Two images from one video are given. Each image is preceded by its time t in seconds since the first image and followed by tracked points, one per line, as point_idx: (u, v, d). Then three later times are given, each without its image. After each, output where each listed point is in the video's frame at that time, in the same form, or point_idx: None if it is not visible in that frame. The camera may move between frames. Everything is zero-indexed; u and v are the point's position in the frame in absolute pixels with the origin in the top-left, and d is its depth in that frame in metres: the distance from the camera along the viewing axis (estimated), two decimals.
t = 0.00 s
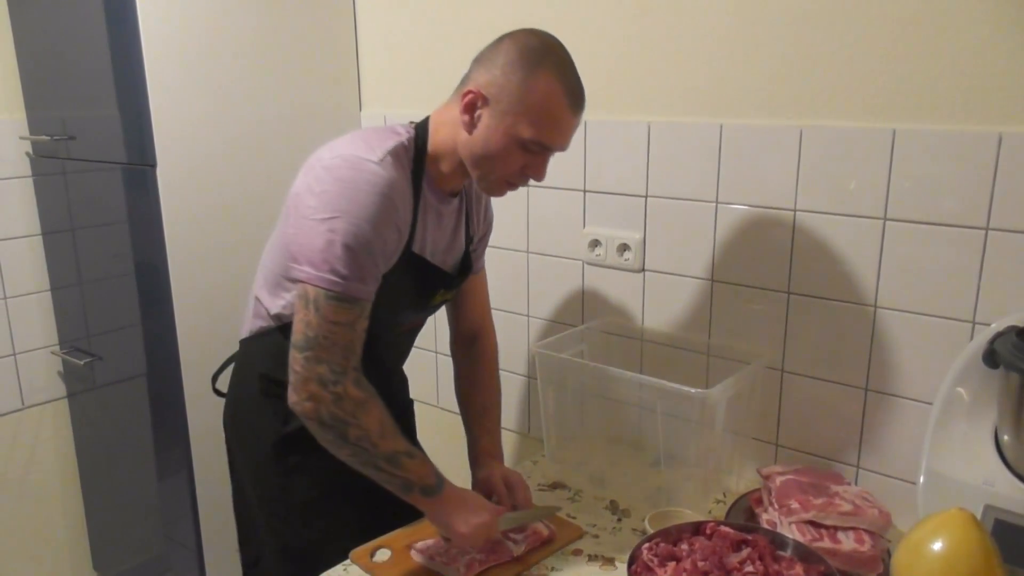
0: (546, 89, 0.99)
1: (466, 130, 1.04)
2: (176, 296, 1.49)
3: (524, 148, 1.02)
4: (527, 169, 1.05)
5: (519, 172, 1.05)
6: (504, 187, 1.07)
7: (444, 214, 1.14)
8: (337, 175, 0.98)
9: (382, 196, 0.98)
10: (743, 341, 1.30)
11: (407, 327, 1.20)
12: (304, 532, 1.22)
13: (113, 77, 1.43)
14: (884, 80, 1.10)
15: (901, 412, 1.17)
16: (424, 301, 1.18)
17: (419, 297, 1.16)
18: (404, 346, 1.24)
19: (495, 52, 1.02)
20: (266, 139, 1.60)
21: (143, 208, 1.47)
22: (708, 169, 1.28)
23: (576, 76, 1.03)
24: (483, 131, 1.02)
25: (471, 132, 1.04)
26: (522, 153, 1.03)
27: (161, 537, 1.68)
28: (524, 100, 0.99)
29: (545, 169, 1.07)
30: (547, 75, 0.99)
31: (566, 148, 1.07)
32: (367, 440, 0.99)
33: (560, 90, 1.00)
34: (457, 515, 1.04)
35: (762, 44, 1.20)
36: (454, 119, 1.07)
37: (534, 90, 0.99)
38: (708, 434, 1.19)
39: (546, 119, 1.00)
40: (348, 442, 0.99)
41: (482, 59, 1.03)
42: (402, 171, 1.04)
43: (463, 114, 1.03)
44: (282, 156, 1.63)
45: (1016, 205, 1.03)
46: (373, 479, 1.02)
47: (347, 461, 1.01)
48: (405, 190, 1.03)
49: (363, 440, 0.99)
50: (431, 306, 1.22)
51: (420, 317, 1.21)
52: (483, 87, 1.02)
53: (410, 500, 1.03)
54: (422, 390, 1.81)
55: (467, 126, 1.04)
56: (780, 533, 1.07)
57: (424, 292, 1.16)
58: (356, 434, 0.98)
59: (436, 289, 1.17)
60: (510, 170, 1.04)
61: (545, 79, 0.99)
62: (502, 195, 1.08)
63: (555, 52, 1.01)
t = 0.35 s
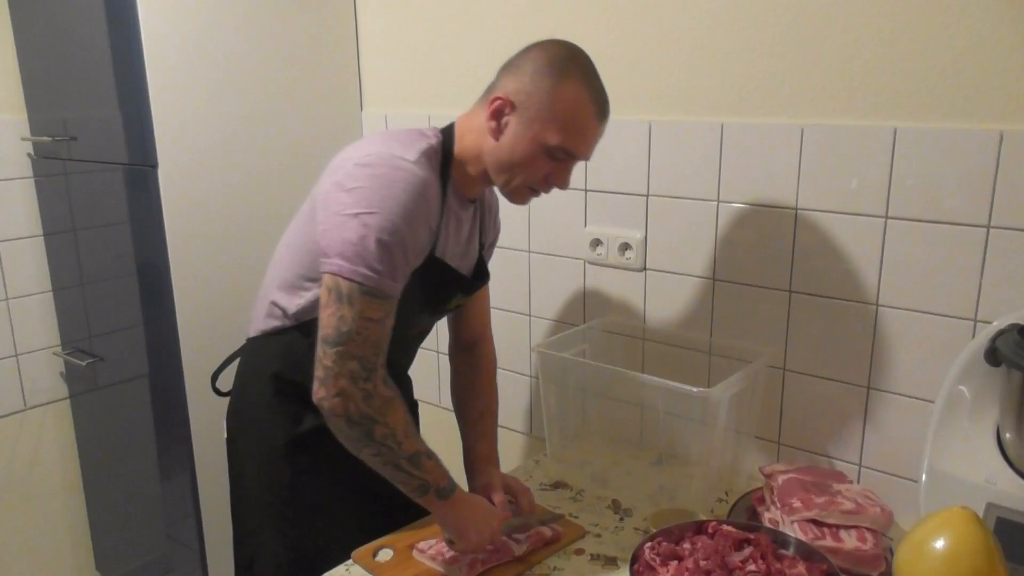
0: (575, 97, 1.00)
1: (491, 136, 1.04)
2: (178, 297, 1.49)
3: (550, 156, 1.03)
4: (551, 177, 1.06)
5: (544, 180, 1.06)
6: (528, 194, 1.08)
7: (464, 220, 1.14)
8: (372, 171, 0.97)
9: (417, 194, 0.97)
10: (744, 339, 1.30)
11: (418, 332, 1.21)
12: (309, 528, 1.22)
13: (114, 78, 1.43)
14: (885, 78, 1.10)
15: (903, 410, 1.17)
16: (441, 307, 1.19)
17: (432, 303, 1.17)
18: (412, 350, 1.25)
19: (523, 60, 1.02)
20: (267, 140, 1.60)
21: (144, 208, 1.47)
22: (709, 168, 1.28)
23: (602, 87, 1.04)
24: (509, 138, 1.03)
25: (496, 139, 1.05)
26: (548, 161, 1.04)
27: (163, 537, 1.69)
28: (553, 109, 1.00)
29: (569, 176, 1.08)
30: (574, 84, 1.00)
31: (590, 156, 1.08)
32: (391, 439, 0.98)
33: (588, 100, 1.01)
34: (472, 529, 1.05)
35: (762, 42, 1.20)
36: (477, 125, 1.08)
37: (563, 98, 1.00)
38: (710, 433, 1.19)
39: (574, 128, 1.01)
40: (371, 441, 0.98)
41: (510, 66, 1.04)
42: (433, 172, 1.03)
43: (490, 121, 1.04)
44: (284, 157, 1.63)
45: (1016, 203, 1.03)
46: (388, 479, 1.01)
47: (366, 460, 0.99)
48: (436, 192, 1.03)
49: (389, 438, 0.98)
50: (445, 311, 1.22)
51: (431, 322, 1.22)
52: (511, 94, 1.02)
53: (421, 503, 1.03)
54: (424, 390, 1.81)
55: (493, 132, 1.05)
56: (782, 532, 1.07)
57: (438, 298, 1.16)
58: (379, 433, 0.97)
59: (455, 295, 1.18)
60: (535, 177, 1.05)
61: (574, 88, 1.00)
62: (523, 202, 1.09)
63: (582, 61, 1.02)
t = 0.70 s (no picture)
0: (595, 107, 1.03)
1: (509, 140, 1.07)
2: (180, 297, 1.49)
3: (566, 163, 1.06)
4: (565, 185, 1.09)
5: (557, 187, 1.09)
6: (541, 200, 1.11)
7: (481, 225, 1.15)
8: (400, 163, 0.99)
9: (440, 189, 0.99)
10: (747, 339, 1.30)
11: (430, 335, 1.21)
12: (315, 528, 1.22)
13: (116, 78, 1.43)
14: (888, 76, 1.10)
15: (906, 408, 1.17)
16: (456, 307, 1.18)
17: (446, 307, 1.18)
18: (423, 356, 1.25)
19: (548, 69, 1.06)
20: (268, 139, 1.60)
21: (146, 208, 1.47)
22: (711, 166, 1.28)
23: (621, 100, 1.07)
24: (527, 143, 1.06)
25: (515, 143, 1.07)
26: (563, 169, 1.06)
27: (166, 536, 1.69)
28: (572, 116, 1.03)
29: (581, 185, 1.10)
30: (596, 93, 1.04)
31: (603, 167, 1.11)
32: (378, 436, 0.97)
33: (606, 109, 1.04)
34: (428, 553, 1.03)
35: (763, 40, 1.20)
36: (496, 130, 1.10)
37: (584, 107, 1.03)
38: (713, 432, 1.19)
39: (592, 136, 1.04)
40: (361, 431, 0.97)
41: (535, 74, 1.07)
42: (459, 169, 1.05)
43: (511, 124, 1.07)
44: (285, 156, 1.63)
45: (1019, 199, 1.03)
46: (364, 476, 0.98)
47: (350, 453, 0.98)
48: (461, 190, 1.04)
49: (376, 431, 0.97)
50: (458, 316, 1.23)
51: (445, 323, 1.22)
52: (534, 100, 1.05)
53: (388, 509, 0.99)
54: (427, 390, 1.81)
55: (512, 136, 1.07)
56: (786, 531, 1.07)
57: (452, 304, 1.17)
58: (367, 427, 0.96)
59: (472, 295, 1.18)
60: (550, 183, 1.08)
61: (594, 97, 1.04)
62: (536, 209, 1.12)
63: (603, 73, 1.06)
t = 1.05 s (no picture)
0: (570, 75, 1.03)
1: (487, 115, 1.07)
2: (182, 295, 1.49)
3: (542, 135, 1.05)
4: (544, 159, 1.07)
5: (536, 161, 1.07)
6: (521, 175, 1.09)
7: (470, 212, 1.14)
8: (372, 158, 0.98)
9: (407, 184, 0.97)
10: (749, 335, 1.30)
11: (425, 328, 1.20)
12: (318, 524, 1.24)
13: (117, 75, 1.43)
14: (890, 72, 1.10)
15: (908, 404, 1.17)
16: (447, 296, 1.16)
17: (438, 298, 1.16)
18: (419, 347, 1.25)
19: (524, 44, 1.06)
20: (270, 136, 1.60)
21: (148, 205, 1.47)
22: (713, 163, 1.28)
23: (599, 73, 1.06)
24: (505, 117, 1.05)
25: (493, 118, 1.07)
26: (540, 141, 1.05)
27: (169, 534, 1.69)
28: (547, 86, 1.02)
29: (561, 160, 1.09)
30: (571, 63, 1.03)
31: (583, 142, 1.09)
32: (300, 434, 0.97)
33: (582, 80, 1.03)
34: (329, 570, 0.99)
35: (765, 36, 1.19)
36: (477, 109, 1.10)
37: (558, 76, 1.02)
38: (715, 429, 1.19)
39: (567, 105, 1.03)
40: (285, 420, 0.96)
41: (512, 50, 1.07)
42: (432, 165, 1.03)
43: (488, 100, 1.07)
44: (286, 154, 1.63)
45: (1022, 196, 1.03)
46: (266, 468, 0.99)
47: (262, 440, 0.97)
48: (434, 185, 1.02)
49: (297, 426, 0.96)
50: (452, 306, 1.21)
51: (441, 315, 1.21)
52: (510, 73, 1.05)
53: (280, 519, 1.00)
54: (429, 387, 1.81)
55: (491, 112, 1.07)
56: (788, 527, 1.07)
57: (445, 293, 1.15)
58: (291, 421, 0.96)
59: (461, 283, 1.15)
60: (528, 157, 1.06)
61: (569, 67, 1.03)
62: (516, 186, 1.11)
63: (580, 47, 1.05)
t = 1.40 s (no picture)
0: (569, 86, 1.03)
1: (486, 123, 1.07)
2: (185, 289, 1.49)
3: (543, 144, 1.05)
4: (545, 165, 1.08)
5: (537, 168, 1.08)
6: (521, 181, 1.10)
7: (463, 210, 1.15)
8: (356, 157, 1.00)
9: (390, 182, 1.00)
10: (752, 331, 1.30)
11: (416, 326, 1.21)
12: (312, 522, 1.23)
13: (119, 70, 1.43)
14: (892, 66, 1.09)
15: (910, 400, 1.17)
16: (435, 296, 1.17)
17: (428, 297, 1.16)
18: (410, 343, 1.25)
19: (520, 51, 1.05)
20: (272, 132, 1.59)
21: (150, 201, 1.47)
22: (715, 158, 1.27)
23: (598, 79, 1.06)
24: (504, 126, 1.05)
25: (492, 127, 1.07)
26: (541, 149, 1.06)
27: (171, 529, 1.69)
28: (547, 96, 1.02)
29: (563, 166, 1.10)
30: (570, 73, 1.03)
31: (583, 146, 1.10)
32: (342, 419, 1.00)
33: (582, 88, 1.03)
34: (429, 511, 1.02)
35: (768, 31, 1.19)
36: (474, 115, 1.10)
37: (558, 87, 1.02)
38: (717, 424, 1.19)
39: (568, 114, 1.03)
40: (322, 418, 1.00)
41: (507, 56, 1.06)
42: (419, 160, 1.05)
43: (486, 108, 1.06)
44: (288, 149, 1.63)
45: None
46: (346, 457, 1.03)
47: (319, 435, 1.01)
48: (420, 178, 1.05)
49: (337, 418, 1.00)
50: (444, 305, 1.22)
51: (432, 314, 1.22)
52: (507, 82, 1.05)
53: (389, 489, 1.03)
54: (430, 382, 1.81)
55: (489, 120, 1.07)
56: (790, 522, 1.07)
57: (435, 291, 1.16)
58: (330, 409, 0.99)
59: (449, 286, 1.17)
60: (529, 164, 1.07)
61: (569, 76, 1.03)
62: (518, 189, 1.12)
63: (579, 52, 1.05)
